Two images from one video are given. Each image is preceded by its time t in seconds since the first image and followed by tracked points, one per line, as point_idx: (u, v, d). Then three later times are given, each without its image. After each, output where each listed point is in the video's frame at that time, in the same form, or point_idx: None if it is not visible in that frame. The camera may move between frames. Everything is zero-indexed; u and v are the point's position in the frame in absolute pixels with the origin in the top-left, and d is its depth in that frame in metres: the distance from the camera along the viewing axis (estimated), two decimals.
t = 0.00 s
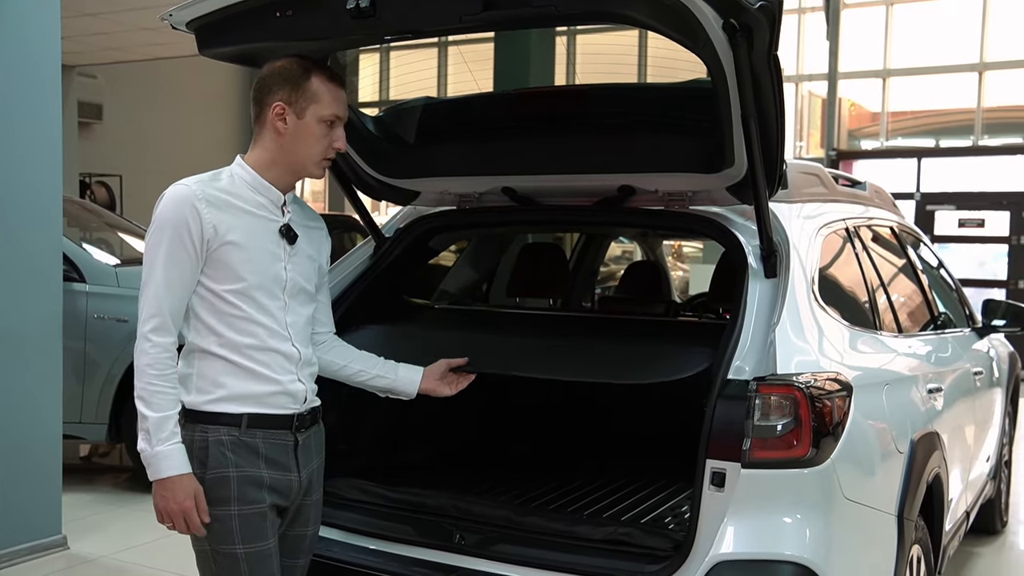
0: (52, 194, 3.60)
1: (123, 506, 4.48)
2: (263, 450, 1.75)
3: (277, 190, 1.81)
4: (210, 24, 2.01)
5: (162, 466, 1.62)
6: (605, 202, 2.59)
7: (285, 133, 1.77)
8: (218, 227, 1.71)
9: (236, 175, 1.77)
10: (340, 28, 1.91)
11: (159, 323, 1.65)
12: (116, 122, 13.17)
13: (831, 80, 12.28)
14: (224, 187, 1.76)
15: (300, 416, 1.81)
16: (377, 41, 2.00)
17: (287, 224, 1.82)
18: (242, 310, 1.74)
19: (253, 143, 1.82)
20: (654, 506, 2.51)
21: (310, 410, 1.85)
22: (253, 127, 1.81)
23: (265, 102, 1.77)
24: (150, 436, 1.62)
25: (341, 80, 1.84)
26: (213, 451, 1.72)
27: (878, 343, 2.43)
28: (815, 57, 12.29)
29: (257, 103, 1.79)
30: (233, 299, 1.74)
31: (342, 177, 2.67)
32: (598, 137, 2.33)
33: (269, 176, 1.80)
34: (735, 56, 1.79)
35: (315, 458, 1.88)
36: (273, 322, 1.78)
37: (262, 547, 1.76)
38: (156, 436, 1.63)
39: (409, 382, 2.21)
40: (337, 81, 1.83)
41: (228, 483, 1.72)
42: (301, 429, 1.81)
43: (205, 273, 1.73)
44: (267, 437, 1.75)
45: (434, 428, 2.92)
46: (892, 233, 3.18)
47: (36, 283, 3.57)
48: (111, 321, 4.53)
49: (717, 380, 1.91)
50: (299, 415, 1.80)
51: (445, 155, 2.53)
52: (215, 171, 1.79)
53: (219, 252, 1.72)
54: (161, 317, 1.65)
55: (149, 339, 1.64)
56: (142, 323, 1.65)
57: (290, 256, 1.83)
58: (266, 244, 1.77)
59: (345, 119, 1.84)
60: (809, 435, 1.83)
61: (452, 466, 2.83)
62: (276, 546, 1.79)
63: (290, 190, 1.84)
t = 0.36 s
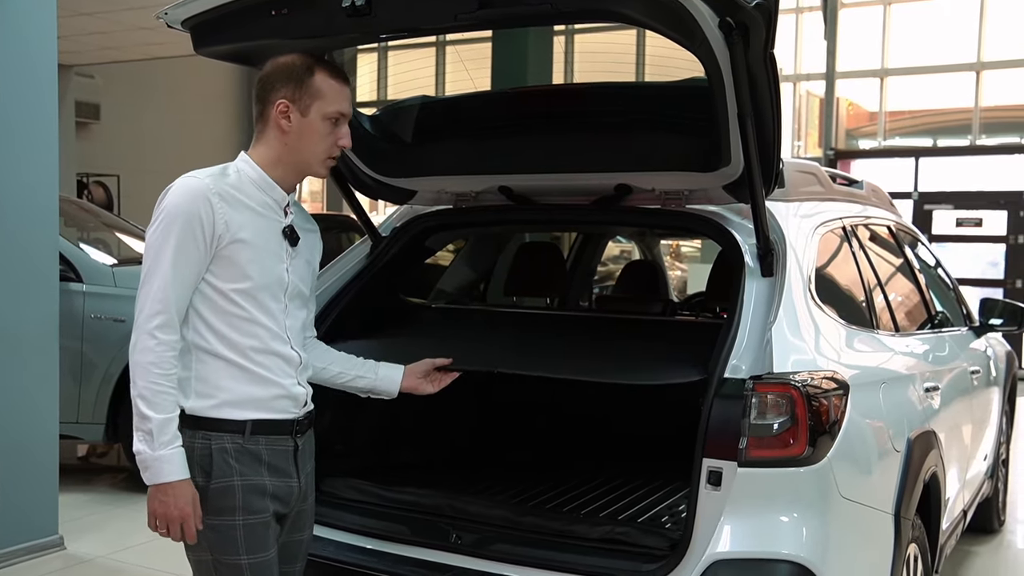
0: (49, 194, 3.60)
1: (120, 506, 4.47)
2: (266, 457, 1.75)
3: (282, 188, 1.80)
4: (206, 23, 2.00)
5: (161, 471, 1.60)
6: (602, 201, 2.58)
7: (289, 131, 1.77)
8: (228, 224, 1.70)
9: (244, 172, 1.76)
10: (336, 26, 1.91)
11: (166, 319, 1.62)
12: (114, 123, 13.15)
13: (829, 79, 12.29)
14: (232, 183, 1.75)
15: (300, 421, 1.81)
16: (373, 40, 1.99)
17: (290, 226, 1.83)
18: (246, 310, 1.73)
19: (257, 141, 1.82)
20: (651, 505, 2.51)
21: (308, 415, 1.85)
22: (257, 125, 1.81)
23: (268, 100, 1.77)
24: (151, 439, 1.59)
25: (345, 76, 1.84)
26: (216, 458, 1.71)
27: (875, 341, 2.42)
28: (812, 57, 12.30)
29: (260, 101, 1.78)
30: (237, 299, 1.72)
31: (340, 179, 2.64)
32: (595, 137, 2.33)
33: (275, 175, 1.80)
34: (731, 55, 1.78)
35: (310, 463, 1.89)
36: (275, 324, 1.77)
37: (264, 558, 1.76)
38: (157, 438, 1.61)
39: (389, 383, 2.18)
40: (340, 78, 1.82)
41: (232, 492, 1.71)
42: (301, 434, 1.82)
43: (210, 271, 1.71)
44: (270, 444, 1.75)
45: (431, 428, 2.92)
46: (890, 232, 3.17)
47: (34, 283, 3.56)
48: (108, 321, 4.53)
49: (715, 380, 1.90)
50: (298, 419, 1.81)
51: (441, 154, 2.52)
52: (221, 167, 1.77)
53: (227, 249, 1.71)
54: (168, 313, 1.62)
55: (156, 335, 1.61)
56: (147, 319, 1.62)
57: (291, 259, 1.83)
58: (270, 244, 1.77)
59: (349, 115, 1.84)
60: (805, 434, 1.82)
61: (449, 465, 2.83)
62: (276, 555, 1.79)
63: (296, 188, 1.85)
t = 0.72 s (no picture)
0: (47, 193, 3.59)
1: (116, 506, 4.46)
2: (271, 462, 1.75)
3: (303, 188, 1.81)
4: (203, 22, 2.00)
5: (177, 470, 1.60)
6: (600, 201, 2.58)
7: (316, 133, 1.77)
8: (244, 225, 1.70)
9: (261, 172, 1.76)
10: (334, 25, 1.90)
11: (178, 318, 1.62)
12: (112, 122, 13.13)
13: (827, 79, 12.30)
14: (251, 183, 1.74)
15: (304, 425, 1.80)
16: (370, 39, 1.99)
17: (303, 231, 1.82)
18: (256, 313, 1.72)
19: (277, 143, 1.79)
20: (648, 505, 2.50)
21: (313, 419, 1.85)
22: (277, 128, 1.78)
23: (291, 103, 1.75)
24: (167, 438, 1.59)
25: (359, 73, 1.84)
26: (222, 464, 1.71)
27: (872, 342, 2.42)
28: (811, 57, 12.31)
29: (282, 104, 1.76)
30: (248, 300, 1.72)
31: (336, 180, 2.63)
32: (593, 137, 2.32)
33: (298, 177, 1.80)
34: (729, 55, 1.78)
35: (316, 466, 1.89)
36: (284, 329, 1.77)
37: (267, 564, 1.76)
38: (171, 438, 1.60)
39: (430, 382, 2.22)
40: (356, 75, 1.83)
41: (238, 498, 1.71)
42: (306, 437, 1.81)
43: (222, 270, 1.71)
44: (275, 449, 1.75)
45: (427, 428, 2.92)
46: (887, 233, 3.17)
47: (32, 281, 3.56)
48: (105, 320, 4.52)
49: (711, 380, 1.90)
50: (302, 424, 1.80)
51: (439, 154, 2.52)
52: (239, 165, 1.77)
53: (241, 250, 1.70)
54: (180, 311, 1.62)
55: (167, 333, 1.61)
56: (160, 316, 1.62)
57: (302, 263, 1.83)
58: (284, 247, 1.76)
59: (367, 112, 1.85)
60: (803, 434, 1.82)
61: (446, 465, 2.82)
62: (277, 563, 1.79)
63: (315, 187, 1.85)
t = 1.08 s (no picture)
0: (45, 192, 3.58)
1: (114, 506, 4.45)
2: (287, 451, 1.75)
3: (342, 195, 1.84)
4: (201, 22, 1.99)
5: (193, 451, 1.61)
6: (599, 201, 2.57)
7: (358, 145, 1.80)
8: (287, 220, 1.73)
9: (307, 172, 1.79)
10: (331, 24, 1.90)
11: (217, 305, 1.64)
12: (110, 121, 13.12)
13: (825, 79, 12.30)
14: (297, 181, 1.77)
15: (323, 420, 1.80)
16: (369, 38, 1.99)
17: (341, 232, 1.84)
18: (292, 307, 1.74)
19: (318, 151, 1.82)
20: (646, 506, 2.50)
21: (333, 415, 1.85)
22: (320, 136, 1.81)
23: (334, 113, 1.78)
24: (190, 419, 1.61)
25: (401, 87, 1.87)
26: (241, 449, 1.72)
27: (870, 342, 2.42)
28: (809, 57, 12.31)
29: (327, 113, 1.79)
30: (285, 295, 1.74)
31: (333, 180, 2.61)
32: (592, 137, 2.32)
33: (338, 185, 1.83)
34: (726, 54, 1.78)
35: (331, 461, 1.88)
36: (316, 325, 1.79)
37: (278, 551, 1.76)
38: (195, 419, 1.62)
39: (485, 340, 2.44)
40: (400, 89, 1.85)
41: (252, 484, 1.72)
42: (324, 432, 1.81)
43: (262, 263, 1.73)
44: (293, 439, 1.75)
45: (426, 427, 2.92)
46: (886, 233, 3.17)
47: (30, 281, 3.55)
48: (103, 320, 4.51)
49: (709, 380, 1.91)
50: (322, 418, 1.80)
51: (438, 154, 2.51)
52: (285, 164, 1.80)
53: (282, 245, 1.73)
54: (220, 299, 1.64)
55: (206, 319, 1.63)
56: (200, 303, 1.64)
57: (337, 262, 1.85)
58: (322, 245, 1.79)
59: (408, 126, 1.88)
60: (802, 435, 1.82)
61: (445, 466, 2.83)
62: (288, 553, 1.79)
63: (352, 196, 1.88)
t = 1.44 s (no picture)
0: (44, 192, 3.58)
1: (112, 506, 4.45)
2: (288, 435, 1.76)
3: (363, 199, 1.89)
4: (201, 23, 1.99)
5: (195, 427, 1.64)
6: (599, 201, 2.58)
7: (378, 150, 1.86)
8: (307, 215, 1.77)
9: (331, 173, 1.85)
10: (331, 24, 1.90)
11: (234, 289, 1.68)
12: (109, 121, 13.11)
13: (824, 79, 12.30)
14: (319, 181, 1.83)
15: (329, 410, 1.82)
16: (369, 39, 1.99)
17: (359, 232, 1.89)
18: (307, 298, 1.78)
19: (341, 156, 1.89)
20: (646, 506, 2.51)
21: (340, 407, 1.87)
22: (343, 141, 1.88)
23: (357, 120, 1.85)
24: (196, 395, 1.64)
25: (422, 98, 1.94)
26: (242, 427, 1.72)
27: (870, 342, 2.42)
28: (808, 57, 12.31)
29: (351, 120, 1.86)
30: (301, 286, 1.77)
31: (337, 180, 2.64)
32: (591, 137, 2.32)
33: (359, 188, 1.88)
34: (726, 54, 1.78)
35: (332, 456, 1.88)
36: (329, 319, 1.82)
37: (271, 531, 1.75)
38: (201, 396, 1.66)
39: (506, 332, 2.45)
40: (420, 99, 1.92)
41: (251, 462, 1.72)
42: (328, 423, 1.83)
43: (281, 255, 1.77)
44: (295, 423, 1.76)
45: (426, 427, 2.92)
46: (885, 233, 3.18)
47: (28, 281, 3.55)
48: (102, 320, 4.50)
49: (709, 380, 1.91)
50: (328, 409, 1.82)
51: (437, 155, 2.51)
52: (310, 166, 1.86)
53: (301, 238, 1.77)
54: (237, 283, 1.68)
55: (222, 302, 1.67)
56: (218, 287, 1.68)
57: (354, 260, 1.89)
58: (341, 241, 1.83)
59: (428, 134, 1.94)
60: (802, 435, 1.82)
61: (445, 466, 2.83)
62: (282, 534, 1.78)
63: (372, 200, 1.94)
